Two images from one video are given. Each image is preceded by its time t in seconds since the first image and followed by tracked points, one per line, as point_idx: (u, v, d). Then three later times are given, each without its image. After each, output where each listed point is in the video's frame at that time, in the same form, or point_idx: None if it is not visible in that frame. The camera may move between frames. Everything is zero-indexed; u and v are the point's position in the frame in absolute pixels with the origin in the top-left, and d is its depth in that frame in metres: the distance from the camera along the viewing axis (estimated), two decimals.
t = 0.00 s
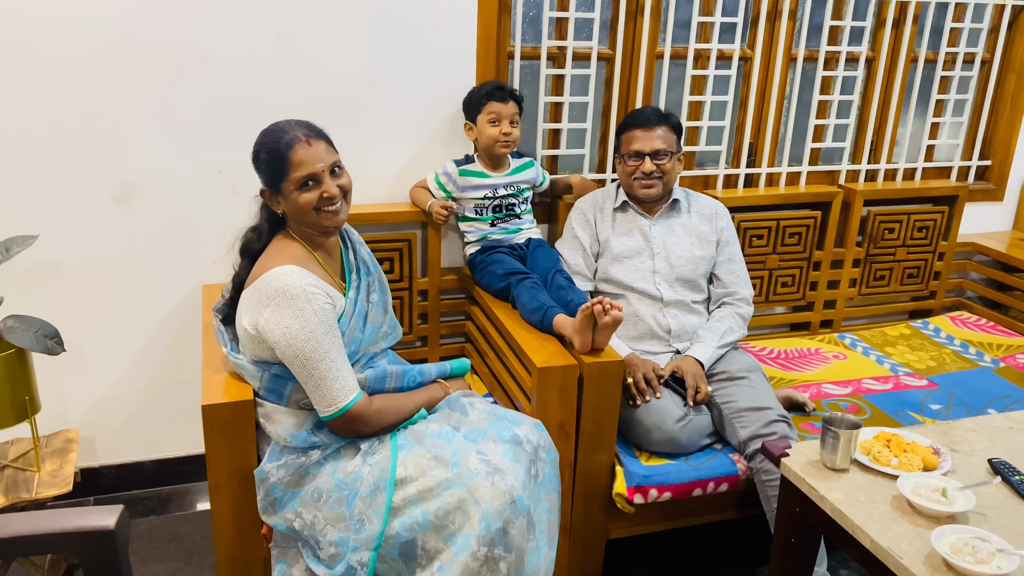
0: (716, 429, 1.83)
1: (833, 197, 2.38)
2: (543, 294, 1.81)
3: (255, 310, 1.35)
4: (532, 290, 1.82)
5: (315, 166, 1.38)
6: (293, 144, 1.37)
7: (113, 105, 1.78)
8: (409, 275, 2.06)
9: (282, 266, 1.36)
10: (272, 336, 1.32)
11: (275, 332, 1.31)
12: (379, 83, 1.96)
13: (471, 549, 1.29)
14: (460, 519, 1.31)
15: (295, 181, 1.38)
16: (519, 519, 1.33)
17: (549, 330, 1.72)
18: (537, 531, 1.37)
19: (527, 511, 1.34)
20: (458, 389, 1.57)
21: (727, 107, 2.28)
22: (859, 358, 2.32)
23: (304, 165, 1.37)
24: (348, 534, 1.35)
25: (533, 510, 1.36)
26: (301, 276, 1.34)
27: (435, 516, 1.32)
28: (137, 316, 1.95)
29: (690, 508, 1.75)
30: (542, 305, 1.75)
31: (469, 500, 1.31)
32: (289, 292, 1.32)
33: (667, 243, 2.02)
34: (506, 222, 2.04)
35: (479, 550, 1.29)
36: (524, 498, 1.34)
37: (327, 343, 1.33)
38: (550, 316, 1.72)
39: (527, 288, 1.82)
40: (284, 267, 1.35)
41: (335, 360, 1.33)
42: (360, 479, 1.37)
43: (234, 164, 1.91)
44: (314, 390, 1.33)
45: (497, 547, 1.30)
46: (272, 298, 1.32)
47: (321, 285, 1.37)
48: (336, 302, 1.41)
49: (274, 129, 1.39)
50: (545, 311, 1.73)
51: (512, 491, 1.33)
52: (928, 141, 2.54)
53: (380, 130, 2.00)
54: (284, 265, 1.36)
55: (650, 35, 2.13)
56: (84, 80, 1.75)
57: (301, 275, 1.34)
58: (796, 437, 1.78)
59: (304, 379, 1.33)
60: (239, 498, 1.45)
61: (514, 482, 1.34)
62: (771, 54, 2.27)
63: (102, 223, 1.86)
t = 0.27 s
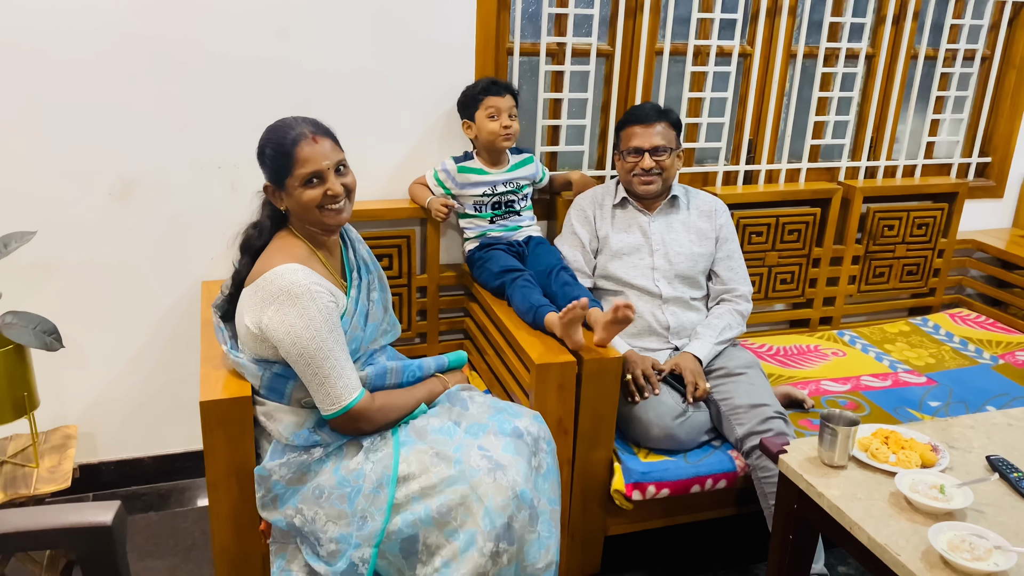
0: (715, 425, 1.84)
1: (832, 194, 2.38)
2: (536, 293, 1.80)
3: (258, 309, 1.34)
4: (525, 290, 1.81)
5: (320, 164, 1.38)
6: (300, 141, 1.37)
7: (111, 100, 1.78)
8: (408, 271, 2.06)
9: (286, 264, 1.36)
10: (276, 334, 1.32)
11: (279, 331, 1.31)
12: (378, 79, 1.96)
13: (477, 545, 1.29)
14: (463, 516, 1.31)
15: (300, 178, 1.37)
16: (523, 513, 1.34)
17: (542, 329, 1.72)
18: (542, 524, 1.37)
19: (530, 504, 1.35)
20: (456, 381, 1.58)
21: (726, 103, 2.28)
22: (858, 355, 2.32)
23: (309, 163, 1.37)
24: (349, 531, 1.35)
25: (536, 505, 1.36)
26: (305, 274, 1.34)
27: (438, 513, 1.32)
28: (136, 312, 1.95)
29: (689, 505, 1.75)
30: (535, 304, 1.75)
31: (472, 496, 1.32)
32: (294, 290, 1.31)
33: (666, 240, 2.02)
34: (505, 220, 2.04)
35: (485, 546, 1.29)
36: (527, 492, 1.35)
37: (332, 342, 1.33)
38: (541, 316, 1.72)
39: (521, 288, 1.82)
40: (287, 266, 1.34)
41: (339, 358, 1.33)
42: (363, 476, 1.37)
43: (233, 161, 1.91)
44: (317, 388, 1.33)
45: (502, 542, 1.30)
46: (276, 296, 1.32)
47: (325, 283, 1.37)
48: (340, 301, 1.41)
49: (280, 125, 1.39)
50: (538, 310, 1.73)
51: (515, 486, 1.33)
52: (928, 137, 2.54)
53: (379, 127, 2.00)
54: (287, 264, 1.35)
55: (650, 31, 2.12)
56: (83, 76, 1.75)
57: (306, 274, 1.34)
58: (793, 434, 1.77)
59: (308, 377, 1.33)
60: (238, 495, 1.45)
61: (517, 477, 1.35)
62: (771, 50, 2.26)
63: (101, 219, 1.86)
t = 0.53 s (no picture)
0: (716, 421, 1.84)
1: (833, 189, 2.37)
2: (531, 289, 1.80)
3: (258, 306, 1.35)
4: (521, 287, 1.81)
5: (321, 159, 1.38)
6: (301, 136, 1.37)
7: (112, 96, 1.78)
8: (410, 267, 2.06)
9: (286, 261, 1.36)
10: (275, 332, 1.32)
11: (278, 328, 1.31)
12: (379, 75, 1.95)
13: (478, 537, 1.29)
14: (464, 509, 1.31)
15: (301, 173, 1.38)
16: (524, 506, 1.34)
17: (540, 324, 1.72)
18: (542, 516, 1.37)
19: (530, 497, 1.35)
20: (457, 374, 1.59)
21: (728, 99, 2.28)
22: (859, 351, 2.32)
23: (311, 158, 1.37)
24: (351, 526, 1.35)
25: (537, 498, 1.36)
26: (304, 272, 1.34)
27: (439, 506, 1.32)
28: (138, 307, 1.96)
29: (690, 500, 1.75)
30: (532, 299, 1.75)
31: (472, 489, 1.32)
32: (292, 288, 1.32)
33: (668, 236, 2.02)
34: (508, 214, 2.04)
35: (487, 539, 1.28)
36: (528, 484, 1.34)
37: (331, 339, 1.33)
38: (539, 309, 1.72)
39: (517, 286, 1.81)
40: (286, 263, 1.35)
41: (338, 356, 1.34)
42: (363, 472, 1.37)
43: (235, 156, 1.91)
44: (316, 386, 1.33)
45: (504, 535, 1.30)
46: (275, 294, 1.32)
47: (324, 281, 1.37)
48: (340, 299, 1.41)
49: (283, 120, 1.39)
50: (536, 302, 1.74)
51: (515, 478, 1.33)
52: (929, 133, 2.54)
53: (381, 122, 2.00)
54: (286, 262, 1.35)
55: (652, 27, 2.12)
56: (84, 71, 1.75)
57: (304, 271, 1.34)
58: (794, 428, 1.77)
59: (307, 375, 1.33)
60: (241, 490, 1.46)
61: (517, 469, 1.34)
62: (773, 46, 2.26)
63: (102, 214, 1.86)
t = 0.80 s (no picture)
0: (722, 418, 1.83)
1: (839, 185, 2.36)
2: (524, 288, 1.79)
3: (265, 305, 1.34)
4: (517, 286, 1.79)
5: (330, 156, 1.37)
6: (310, 133, 1.36)
7: (116, 91, 1.77)
8: (414, 264, 2.05)
9: (294, 260, 1.35)
10: (283, 331, 1.31)
11: (285, 327, 1.31)
12: (383, 70, 1.94)
13: (485, 537, 1.28)
14: (470, 508, 1.31)
15: (310, 170, 1.37)
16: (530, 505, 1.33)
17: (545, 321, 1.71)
18: (550, 513, 1.37)
19: (537, 495, 1.34)
20: (463, 376, 1.57)
21: (733, 94, 2.26)
22: (865, 348, 2.31)
23: (320, 155, 1.37)
24: (356, 524, 1.35)
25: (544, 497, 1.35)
26: (312, 271, 1.33)
27: (445, 505, 1.31)
28: (141, 304, 1.95)
29: (696, 498, 1.74)
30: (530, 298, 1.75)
31: (478, 489, 1.31)
32: (300, 287, 1.31)
33: (674, 232, 2.01)
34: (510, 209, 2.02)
35: (494, 538, 1.28)
36: (535, 483, 1.34)
37: (339, 339, 1.32)
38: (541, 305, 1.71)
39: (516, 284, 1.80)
40: (294, 262, 1.33)
41: (346, 355, 1.33)
42: (369, 470, 1.36)
43: (238, 152, 1.90)
44: (324, 385, 1.33)
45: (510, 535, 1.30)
46: (283, 293, 1.31)
47: (332, 281, 1.36)
48: (346, 298, 1.40)
49: (292, 118, 1.38)
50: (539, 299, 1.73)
51: (522, 478, 1.32)
52: (935, 129, 2.52)
53: (384, 117, 1.98)
54: (295, 260, 1.34)
55: (657, 22, 2.11)
56: (87, 67, 1.74)
57: (312, 270, 1.33)
58: (801, 425, 1.76)
59: (314, 374, 1.32)
60: (246, 488, 1.45)
61: (524, 468, 1.34)
62: (778, 41, 2.24)
63: (105, 211, 1.85)
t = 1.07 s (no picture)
0: (726, 419, 1.83)
1: (841, 184, 2.36)
2: (526, 289, 1.79)
3: (266, 308, 1.34)
4: (522, 287, 1.79)
5: (331, 157, 1.37)
6: (312, 134, 1.36)
7: (118, 92, 1.77)
8: (417, 264, 2.05)
9: (294, 262, 1.34)
10: (285, 333, 1.31)
11: (287, 329, 1.30)
12: (386, 71, 1.94)
13: (489, 539, 1.28)
14: (475, 510, 1.31)
15: (311, 171, 1.37)
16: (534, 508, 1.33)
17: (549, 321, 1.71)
18: (556, 515, 1.35)
19: (542, 498, 1.34)
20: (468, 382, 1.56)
21: (736, 94, 2.26)
22: (867, 347, 2.31)
23: (321, 156, 1.37)
24: (360, 526, 1.34)
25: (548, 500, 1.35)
26: (312, 273, 1.33)
27: (449, 507, 1.31)
28: (144, 304, 1.95)
29: (700, 497, 1.74)
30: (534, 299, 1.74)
31: (482, 491, 1.31)
32: (301, 290, 1.30)
33: (677, 232, 2.00)
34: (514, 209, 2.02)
35: (497, 541, 1.28)
36: (539, 485, 1.34)
37: (340, 340, 1.32)
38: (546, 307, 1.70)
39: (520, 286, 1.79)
40: (294, 264, 1.33)
41: (348, 357, 1.33)
42: (373, 471, 1.36)
43: (241, 153, 1.90)
44: (326, 387, 1.32)
45: (515, 537, 1.29)
46: (284, 296, 1.31)
47: (333, 283, 1.36)
48: (347, 299, 1.40)
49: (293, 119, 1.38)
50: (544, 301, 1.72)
51: (526, 481, 1.32)
52: (937, 127, 2.52)
53: (387, 117, 1.98)
54: (295, 263, 1.34)
55: (659, 21, 2.11)
56: (89, 68, 1.74)
57: (313, 272, 1.33)
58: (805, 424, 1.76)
59: (316, 376, 1.32)
60: (250, 489, 1.45)
61: (528, 471, 1.34)
62: (780, 40, 2.24)
63: (108, 212, 1.85)
